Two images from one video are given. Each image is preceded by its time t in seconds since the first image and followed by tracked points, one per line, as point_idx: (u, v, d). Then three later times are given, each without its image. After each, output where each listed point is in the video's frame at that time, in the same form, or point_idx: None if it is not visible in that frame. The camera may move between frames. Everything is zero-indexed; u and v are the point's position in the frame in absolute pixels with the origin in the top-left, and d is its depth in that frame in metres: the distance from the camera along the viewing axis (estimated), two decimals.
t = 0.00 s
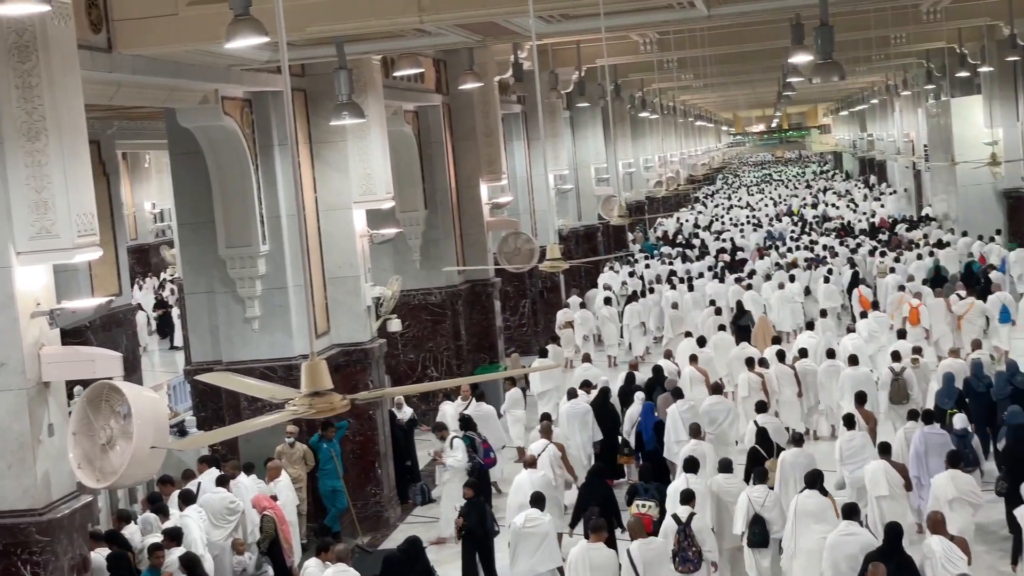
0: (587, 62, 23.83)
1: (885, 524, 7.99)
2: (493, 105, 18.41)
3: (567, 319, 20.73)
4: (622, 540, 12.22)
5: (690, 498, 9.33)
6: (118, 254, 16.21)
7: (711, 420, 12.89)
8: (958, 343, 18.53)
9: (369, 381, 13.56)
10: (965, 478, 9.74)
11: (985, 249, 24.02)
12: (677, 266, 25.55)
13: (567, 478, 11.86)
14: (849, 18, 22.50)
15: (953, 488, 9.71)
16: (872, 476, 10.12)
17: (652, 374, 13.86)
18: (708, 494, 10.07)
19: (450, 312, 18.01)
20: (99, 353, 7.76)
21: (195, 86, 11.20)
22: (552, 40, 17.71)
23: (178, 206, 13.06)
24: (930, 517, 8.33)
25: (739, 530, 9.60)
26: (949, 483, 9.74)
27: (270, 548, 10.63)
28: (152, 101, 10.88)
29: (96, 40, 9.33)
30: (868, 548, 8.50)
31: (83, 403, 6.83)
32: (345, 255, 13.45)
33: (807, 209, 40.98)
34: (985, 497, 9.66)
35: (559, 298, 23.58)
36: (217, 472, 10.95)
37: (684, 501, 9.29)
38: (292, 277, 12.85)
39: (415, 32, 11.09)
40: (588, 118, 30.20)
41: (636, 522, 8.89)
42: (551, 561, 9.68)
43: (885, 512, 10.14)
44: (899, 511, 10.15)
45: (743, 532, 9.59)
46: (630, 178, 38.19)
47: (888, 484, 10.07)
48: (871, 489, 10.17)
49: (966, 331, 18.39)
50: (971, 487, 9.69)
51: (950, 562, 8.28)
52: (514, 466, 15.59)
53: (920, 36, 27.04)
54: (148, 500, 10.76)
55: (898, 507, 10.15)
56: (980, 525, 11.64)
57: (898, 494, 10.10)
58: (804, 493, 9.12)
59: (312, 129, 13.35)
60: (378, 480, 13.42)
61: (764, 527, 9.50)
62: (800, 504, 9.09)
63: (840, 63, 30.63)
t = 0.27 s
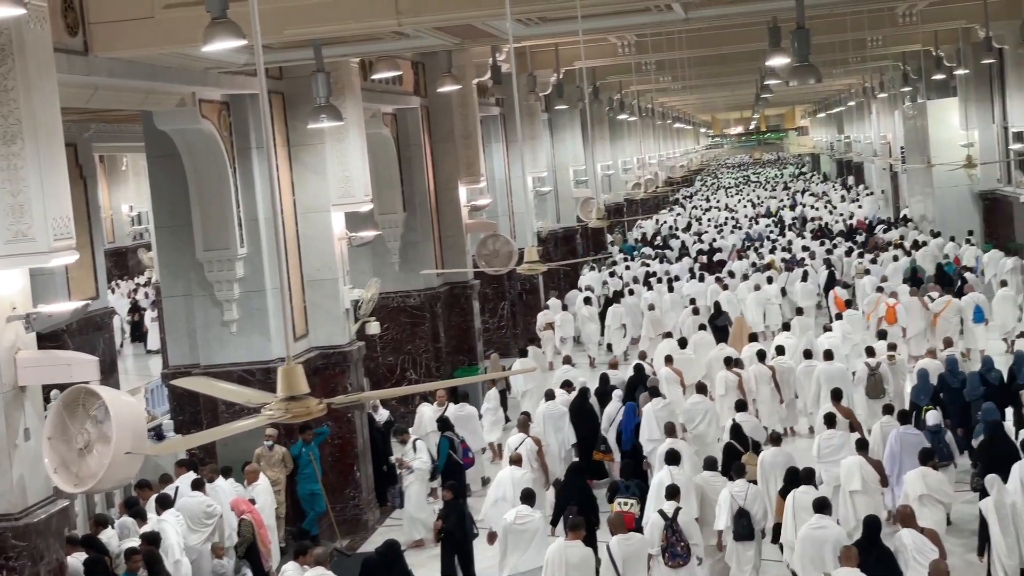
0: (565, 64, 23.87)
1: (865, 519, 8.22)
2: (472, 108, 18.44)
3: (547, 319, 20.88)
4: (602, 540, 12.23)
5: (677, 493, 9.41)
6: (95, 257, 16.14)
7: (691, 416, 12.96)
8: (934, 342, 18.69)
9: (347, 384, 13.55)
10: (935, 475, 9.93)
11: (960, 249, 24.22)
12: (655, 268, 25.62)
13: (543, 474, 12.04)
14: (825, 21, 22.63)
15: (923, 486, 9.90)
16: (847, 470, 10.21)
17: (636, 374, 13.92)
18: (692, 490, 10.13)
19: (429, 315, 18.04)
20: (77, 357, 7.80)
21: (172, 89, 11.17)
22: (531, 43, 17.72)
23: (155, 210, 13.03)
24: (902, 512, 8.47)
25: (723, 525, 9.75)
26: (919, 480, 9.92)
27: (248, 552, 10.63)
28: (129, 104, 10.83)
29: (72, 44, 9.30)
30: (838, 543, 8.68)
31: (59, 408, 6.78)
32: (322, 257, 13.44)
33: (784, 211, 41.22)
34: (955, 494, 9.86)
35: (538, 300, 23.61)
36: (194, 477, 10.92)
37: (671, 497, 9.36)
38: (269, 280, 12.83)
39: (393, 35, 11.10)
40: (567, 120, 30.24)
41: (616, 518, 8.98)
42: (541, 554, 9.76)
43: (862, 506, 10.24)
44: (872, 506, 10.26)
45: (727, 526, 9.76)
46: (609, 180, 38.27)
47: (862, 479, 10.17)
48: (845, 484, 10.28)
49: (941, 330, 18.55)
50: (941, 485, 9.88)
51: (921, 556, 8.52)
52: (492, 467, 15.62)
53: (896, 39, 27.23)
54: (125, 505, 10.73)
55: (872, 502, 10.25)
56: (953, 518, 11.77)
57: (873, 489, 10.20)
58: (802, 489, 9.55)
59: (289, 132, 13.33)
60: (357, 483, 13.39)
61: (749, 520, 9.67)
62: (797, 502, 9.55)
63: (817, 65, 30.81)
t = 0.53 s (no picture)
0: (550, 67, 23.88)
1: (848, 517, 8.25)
2: (458, 113, 18.39)
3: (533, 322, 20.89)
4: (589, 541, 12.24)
5: (670, 489, 9.43)
6: (79, 260, 16.08)
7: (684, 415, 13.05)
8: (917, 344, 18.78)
9: (332, 388, 13.53)
10: (920, 471, 10.04)
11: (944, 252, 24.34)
12: (640, 270, 25.66)
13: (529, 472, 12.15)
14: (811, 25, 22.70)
15: (906, 480, 10.01)
16: (835, 469, 10.26)
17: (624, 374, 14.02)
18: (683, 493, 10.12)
19: (414, 318, 18.01)
20: (60, 361, 7.75)
21: (156, 92, 11.13)
22: (516, 46, 17.72)
23: (140, 213, 12.99)
24: (890, 509, 8.45)
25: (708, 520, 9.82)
26: (903, 475, 10.03)
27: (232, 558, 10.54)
28: (113, 107, 10.78)
29: (56, 46, 9.26)
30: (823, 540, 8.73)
31: (41, 412, 6.57)
32: (308, 260, 13.42)
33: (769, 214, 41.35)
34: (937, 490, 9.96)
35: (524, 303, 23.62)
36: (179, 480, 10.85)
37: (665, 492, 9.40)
38: (254, 283, 12.80)
39: (379, 38, 11.09)
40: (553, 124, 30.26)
41: (602, 518, 8.95)
42: (531, 551, 9.86)
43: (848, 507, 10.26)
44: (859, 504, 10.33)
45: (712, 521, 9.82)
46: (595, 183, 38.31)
47: (852, 477, 10.18)
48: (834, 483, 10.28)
49: (924, 332, 18.64)
50: (924, 480, 10.00)
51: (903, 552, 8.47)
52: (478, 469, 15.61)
53: (881, 43, 27.33)
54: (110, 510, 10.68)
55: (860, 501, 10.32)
56: (935, 517, 11.82)
57: (862, 487, 10.24)
58: (800, 482, 9.61)
59: (274, 135, 13.30)
60: (342, 487, 13.37)
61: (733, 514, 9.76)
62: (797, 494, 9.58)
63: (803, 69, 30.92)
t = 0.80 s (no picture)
0: (542, 71, 23.92)
1: (833, 514, 8.29)
2: (449, 115, 18.43)
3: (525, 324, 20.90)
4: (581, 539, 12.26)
5: (671, 483, 9.74)
6: (70, 262, 16.05)
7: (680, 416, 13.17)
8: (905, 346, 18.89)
9: (324, 391, 13.54)
10: (904, 471, 10.10)
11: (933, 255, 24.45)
12: (631, 273, 25.70)
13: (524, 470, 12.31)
14: (802, 29, 22.78)
15: (891, 481, 10.07)
16: (827, 467, 10.37)
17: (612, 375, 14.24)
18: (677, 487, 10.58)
19: (406, 320, 17.99)
20: (51, 363, 7.59)
21: (148, 94, 11.13)
22: (508, 49, 17.74)
23: (132, 216, 13.00)
24: (883, 507, 8.52)
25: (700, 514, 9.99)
26: (888, 476, 10.10)
27: (222, 561, 10.53)
28: (105, 109, 10.78)
29: (48, 48, 9.26)
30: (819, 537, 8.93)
31: (32, 415, 6.41)
32: (299, 263, 13.42)
33: (760, 218, 41.47)
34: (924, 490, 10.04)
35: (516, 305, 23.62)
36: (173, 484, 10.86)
37: (666, 486, 9.70)
38: (246, 286, 12.80)
39: (372, 41, 11.12)
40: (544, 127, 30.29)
41: (591, 517, 8.99)
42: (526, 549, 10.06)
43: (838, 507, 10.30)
44: (848, 502, 10.40)
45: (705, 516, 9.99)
46: (587, 186, 38.40)
47: (844, 475, 10.33)
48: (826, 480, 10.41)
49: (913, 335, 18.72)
50: (909, 481, 10.06)
51: (895, 548, 8.59)
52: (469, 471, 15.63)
53: (872, 47, 27.41)
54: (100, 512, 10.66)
55: (850, 499, 10.41)
56: (923, 518, 11.88)
57: (853, 485, 10.35)
58: (803, 480, 9.86)
59: (266, 138, 13.31)
60: (333, 490, 13.36)
61: (725, 511, 9.92)
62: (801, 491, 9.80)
63: (794, 73, 31.01)
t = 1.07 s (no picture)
0: (539, 75, 23.94)
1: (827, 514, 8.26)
2: (447, 119, 18.39)
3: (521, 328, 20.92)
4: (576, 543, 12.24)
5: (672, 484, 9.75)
6: (67, 265, 16.04)
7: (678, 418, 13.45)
8: (899, 351, 18.91)
9: (320, 395, 13.53)
10: (892, 471, 10.32)
11: (929, 261, 24.48)
12: (627, 277, 25.73)
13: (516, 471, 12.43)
14: (800, 34, 22.81)
15: (880, 481, 10.31)
16: (821, 467, 10.54)
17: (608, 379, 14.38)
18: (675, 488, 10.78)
19: (402, 324, 18.00)
20: (47, 366, 7.59)
21: (145, 96, 11.13)
22: (506, 53, 17.75)
23: (129, 218, 13.00)
24: (879, 508, 8.58)
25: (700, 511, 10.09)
26: (877, 476, 10.34)
27: (217, 565, 10.50)
28: (102, 111, 10.78)
29: (45, 50, 9.27)
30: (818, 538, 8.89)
31: (29, 419, 6.30)
32: (296, 266, 13.42)
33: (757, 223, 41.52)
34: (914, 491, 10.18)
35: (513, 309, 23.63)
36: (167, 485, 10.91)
37: (666, 488, 9.71)
38: (243, 289, 12.80)
39: (370, 44, 11.13)
40: (542, 131, 30.30)
41: (588, 518, 9.03)
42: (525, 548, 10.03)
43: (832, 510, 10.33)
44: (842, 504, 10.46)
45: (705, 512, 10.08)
46: (584, 191, 38.44)
47: (837, 475, 10.45)
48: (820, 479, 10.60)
49: (907, 340, 18.76)
50: (898, 480, 10.26)
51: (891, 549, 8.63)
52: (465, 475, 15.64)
53: (869, 53, 27.45)
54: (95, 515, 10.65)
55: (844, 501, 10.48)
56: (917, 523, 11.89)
57: (845, 486, 10.44)
58: (807, 478, 9.99)
59: (264, 141, 13.31)
60: (328, 494, 13.37)
61: (727, 508, 10.07)
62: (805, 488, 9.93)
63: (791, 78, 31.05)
